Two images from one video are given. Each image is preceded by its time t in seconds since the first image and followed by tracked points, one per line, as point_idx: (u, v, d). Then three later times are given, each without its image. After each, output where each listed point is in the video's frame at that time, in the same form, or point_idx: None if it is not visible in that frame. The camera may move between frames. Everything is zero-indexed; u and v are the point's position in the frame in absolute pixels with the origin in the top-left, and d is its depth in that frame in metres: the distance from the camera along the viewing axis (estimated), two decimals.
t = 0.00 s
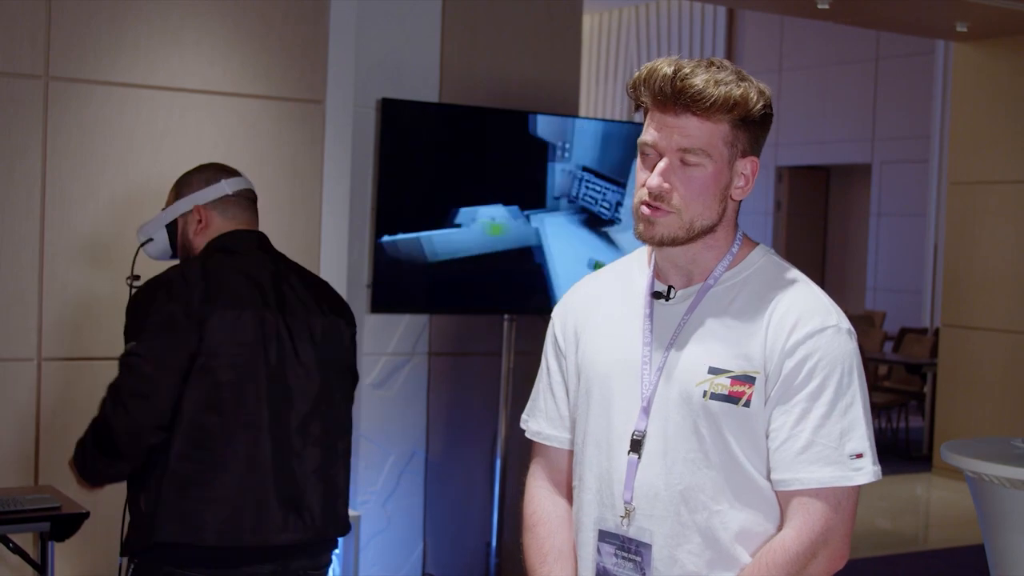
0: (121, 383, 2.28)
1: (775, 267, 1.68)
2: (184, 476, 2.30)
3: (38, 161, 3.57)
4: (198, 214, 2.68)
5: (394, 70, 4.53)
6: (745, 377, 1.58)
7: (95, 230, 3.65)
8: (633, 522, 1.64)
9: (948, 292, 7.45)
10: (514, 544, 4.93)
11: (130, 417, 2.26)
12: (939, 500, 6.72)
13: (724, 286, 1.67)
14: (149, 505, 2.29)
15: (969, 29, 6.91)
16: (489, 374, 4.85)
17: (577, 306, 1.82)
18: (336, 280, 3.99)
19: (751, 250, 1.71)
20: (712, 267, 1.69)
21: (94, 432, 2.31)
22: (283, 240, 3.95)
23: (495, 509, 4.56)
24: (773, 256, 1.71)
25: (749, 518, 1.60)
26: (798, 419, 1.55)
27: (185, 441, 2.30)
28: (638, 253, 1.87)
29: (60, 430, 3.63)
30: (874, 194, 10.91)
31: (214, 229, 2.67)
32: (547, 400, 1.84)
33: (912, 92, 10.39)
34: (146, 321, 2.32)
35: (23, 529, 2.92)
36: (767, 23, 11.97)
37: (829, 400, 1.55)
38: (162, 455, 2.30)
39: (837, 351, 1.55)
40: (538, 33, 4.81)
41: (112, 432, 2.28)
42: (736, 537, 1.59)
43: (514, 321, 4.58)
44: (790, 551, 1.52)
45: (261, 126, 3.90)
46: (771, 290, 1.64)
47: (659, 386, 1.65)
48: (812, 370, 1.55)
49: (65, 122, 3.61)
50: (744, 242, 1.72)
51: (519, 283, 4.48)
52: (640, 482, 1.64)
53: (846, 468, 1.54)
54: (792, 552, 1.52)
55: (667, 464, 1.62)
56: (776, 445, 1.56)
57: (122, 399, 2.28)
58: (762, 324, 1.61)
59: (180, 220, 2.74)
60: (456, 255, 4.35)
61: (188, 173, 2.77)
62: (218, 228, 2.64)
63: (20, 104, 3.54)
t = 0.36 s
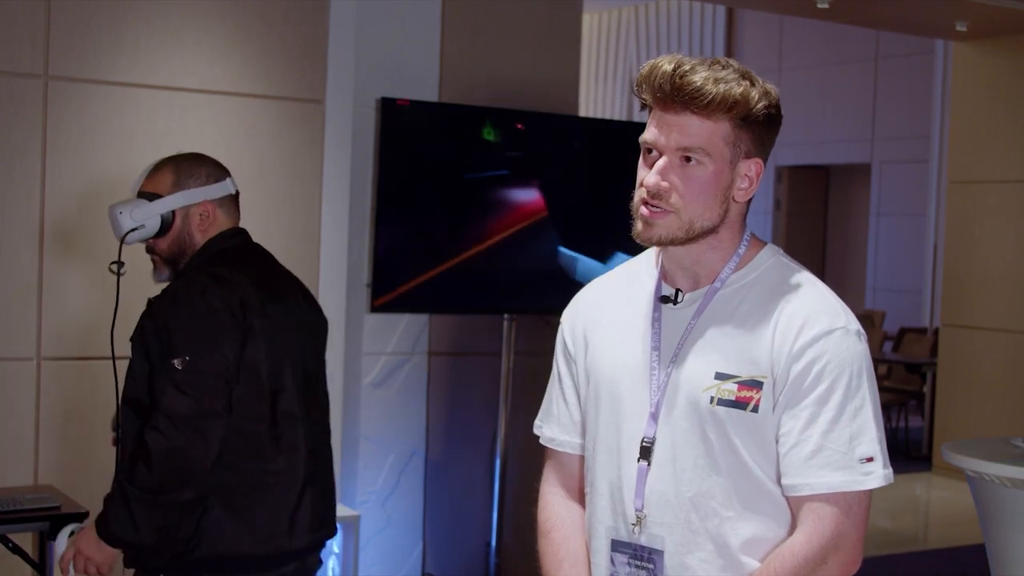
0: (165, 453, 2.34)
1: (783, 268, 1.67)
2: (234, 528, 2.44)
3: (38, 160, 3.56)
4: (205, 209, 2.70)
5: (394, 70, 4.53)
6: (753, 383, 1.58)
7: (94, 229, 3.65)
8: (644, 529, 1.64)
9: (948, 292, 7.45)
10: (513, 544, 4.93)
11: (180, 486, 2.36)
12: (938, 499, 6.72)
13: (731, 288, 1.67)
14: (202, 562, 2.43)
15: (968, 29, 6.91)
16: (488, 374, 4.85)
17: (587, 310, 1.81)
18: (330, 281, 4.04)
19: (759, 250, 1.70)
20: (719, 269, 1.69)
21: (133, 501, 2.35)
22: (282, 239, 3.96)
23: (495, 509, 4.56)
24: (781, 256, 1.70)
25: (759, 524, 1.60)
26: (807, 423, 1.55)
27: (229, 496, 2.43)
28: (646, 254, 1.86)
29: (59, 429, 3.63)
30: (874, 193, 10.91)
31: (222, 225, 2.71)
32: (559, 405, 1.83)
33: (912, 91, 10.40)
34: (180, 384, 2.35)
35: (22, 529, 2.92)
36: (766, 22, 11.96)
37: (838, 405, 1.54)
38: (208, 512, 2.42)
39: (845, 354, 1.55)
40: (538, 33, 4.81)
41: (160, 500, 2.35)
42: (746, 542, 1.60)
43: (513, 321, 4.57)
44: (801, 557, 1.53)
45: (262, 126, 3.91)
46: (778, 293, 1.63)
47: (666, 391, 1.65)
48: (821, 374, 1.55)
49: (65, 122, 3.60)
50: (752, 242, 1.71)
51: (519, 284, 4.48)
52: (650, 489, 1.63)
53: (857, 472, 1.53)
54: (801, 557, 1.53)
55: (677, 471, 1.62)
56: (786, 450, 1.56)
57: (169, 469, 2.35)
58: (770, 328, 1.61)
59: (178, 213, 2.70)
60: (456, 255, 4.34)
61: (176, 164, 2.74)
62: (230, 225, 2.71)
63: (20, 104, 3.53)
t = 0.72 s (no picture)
0: (197, 470, 2.28)
1: (784, 274, 1.67)
2: (251, 541, 2.43)
3: (37, 160, 3.56)
4: (195, 210, 2.61)
5: (393, 70, 4.52)
6: (750, 389, 1.58)
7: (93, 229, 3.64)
8: (638, 529, 1.64)
9: (948, 292, 7.45)
10: (512, 544, 4.93)
11: (211, 502, 2.31)
12: (938, 499, 6.72)
13: (735, 290, 1.66)
14: None
15: (967, 29, 6.92)
16: (487, 374, 4.85)
17: (588, 305, 1.81)
18: (330, 281, 4.05)
19: (763, 253, 1.70)
20: (722, 271, 1.68)
21: (159, 522, 2.27)
22: (280, 239, 3.96)
23: (493, 509, 4.56)
24: (785, 261, 1.70)
25: (749, 530, 1.60)
26: (803, 432, 1.55)
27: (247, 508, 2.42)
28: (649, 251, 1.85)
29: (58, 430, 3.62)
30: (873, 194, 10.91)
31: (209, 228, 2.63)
32: (560, 398, 1.83)
33: (912, 91, 10.40)
34: (213, 397, 2.31)
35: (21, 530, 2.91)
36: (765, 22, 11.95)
37: (836, 415, 1.54)
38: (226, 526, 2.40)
39: (844, 364, 1.55)
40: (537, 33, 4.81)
41: (189, 518, 2.30)
42: (737, 549, 1.59)
43: (513, 320, 4.58)
44: (788, 563, 1.52)
45: (261, 127, 3.91)
46: (778, 299, 1.63)
47: (665, 392, 1.65)
48: (819, 383, 1.55)
49: (64, 122, 3.60)
50: (757, 244, 1.71)
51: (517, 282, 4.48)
52: (644, 488, 1.63)
53: (850, 484, 1.54)
54: (789, 563, 1.52)
55: (672, 473, 1.62)
56: (780, 458, 1.56)
57: (201, 486, 2.29)
58: (769, 335, 1.60)
59: (167, 212, 2.59)
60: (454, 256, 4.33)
61: (166, 161, 2.65)
62: (217, 228, 2.63)
63: (19, 104, 3.53)
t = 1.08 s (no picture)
0: (230, 474, 2.31)
1: (779, 278, 1.66)
2: (269, 539, 2.45)
3: (36, 160, 3.56)
4: (187, 208, 2.61)
5: (392, 70, 4.51)
6: (743, 394, 1.58)
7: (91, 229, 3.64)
8: (627, 527, 1.64)
9: (948, 292, 7.44)
10: (511, 544, 4.93)
11: (242, 504, 2.34)
12: (937, 499, 6.72)
13: (731, 292, 1.66)
14: None
15: (967, 29, 6.91)
16: (487, 374, 4.84)
17: (583, 301, 1.80)
18: (329, 281, 4.05)
19: (760, 255, 1.70)
20: (718, 272, 1.68)
21: (193, 528, 2.28)
22: (279, 239, 3.96)
23: (493, 509, 4.56)
24: (781, 263, 1.69)
25: (737, 534, 1.60)
26: (793, 438, 1.55)
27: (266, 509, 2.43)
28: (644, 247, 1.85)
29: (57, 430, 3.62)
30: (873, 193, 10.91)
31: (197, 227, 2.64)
32: (553, 392, 1.82)
33: (912, 91, 10.40)
34: (241, 400, 2.34)
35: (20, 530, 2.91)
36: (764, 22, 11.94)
37: (827, 423, 1.54)
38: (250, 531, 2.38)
39: (837, 372, 1.55)
40: (536, 32, 4.80)
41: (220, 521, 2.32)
42: (723, 552, 1.60)
43: (513, 320, 4.58)
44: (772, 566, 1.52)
45: (260, 126, 3.91)
46: (773, 303, 1.63)
47: (658, 393, 1.64)
48: (811, 390, 1.54)
49: (62, 121, 3.60)
50: (754, 246, 1.70)
51: (515, 281, 4.47)
52: (635, 486, 1.63)
53: (838, 492, 1.54)
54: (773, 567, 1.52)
55: (662, 474, 1.62)
56: (770, 463, 1.56)
57: (233, 489, 2.32)
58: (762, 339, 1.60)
59: (162, 210, 2.58)
60: (453, 256, 4.33)
61: (160, 158, 2.63)
62: (206, 227, 2.64)
63: (17, 104, 3.53)
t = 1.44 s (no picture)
0: (257, 459, 2.35)
1: (769, 277, 1.66)
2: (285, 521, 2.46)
3: (35, 159, 3.56)
4: (168, 202, 2.56)
5: (390, 70, 4.51)
6: (732, 392, 1.58)
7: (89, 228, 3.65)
8: (614, 522, 1.63)
9: (948, 292, 7.43)
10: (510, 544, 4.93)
11: (268, 488, 2.39)
12: (936, 499, 6.71)
13: (721, 291, 1.66)
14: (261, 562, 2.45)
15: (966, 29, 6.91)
16: (485, 374, 4.84)
17: (573, 297, 1.80)
18: (327, 280, 4.05)
19: (751, 254, 1.70)
20: (709, 270, 1.68)
21: (226, 515, 2.32)
22: (277, 239, 3.96)
23: (491, 509, 4.56)
24: (772, 263, 1.70)
25: (720, 530, 1.60)
26: (779, 436, 1.56)
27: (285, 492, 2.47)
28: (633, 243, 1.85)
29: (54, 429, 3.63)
30: (873, 194, 10.90)
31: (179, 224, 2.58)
32: (540, 386, 1.82)
33: (912, 91, 10.39)
34: (260, 388, 2.38)
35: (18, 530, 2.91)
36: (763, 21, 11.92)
37: (812, 422, 1.55)
38: (276, 514, 2.43)
39: (824, 372, 1.56)
40: (534, 32, 4.80)
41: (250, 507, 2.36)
42: (707, 547, 1.60)
43: (512, 318, 4.59)
44: (754, 563, 1.53)
45: (258, 126, 3.91)
46: (763, 302, 1.63)
47: (648, 387, 1.64)
48: (799, 389, 1.55)
49: (60, 121, 3.60)
50: (744, 245, 1.70)
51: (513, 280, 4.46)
52: (623, 482, 1.63)
53: (820, 490, 1.55)
54: (755, 563, 1.53)
55: (650, 470, 1.62)
56: (754, 459, 1.57)
57: (261, 474, 2.36)
58: (751, 337, 1.60)
59: (141, 199, 2.53)
60: (452, 256, 4.33)
61: (147, 150, 2.61)
62: (184, 223, 2.59)
63: (16, 104, 3.54)
